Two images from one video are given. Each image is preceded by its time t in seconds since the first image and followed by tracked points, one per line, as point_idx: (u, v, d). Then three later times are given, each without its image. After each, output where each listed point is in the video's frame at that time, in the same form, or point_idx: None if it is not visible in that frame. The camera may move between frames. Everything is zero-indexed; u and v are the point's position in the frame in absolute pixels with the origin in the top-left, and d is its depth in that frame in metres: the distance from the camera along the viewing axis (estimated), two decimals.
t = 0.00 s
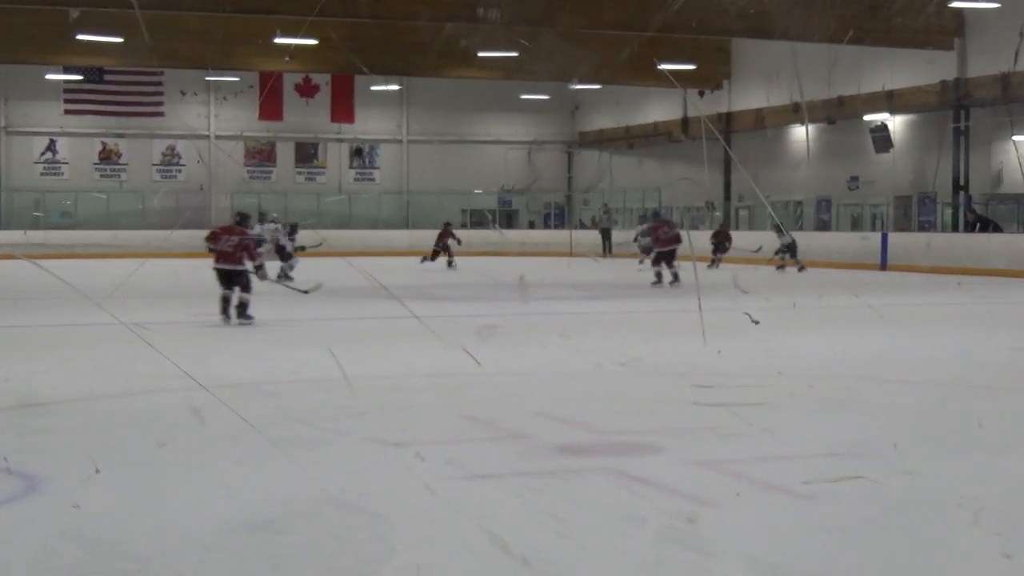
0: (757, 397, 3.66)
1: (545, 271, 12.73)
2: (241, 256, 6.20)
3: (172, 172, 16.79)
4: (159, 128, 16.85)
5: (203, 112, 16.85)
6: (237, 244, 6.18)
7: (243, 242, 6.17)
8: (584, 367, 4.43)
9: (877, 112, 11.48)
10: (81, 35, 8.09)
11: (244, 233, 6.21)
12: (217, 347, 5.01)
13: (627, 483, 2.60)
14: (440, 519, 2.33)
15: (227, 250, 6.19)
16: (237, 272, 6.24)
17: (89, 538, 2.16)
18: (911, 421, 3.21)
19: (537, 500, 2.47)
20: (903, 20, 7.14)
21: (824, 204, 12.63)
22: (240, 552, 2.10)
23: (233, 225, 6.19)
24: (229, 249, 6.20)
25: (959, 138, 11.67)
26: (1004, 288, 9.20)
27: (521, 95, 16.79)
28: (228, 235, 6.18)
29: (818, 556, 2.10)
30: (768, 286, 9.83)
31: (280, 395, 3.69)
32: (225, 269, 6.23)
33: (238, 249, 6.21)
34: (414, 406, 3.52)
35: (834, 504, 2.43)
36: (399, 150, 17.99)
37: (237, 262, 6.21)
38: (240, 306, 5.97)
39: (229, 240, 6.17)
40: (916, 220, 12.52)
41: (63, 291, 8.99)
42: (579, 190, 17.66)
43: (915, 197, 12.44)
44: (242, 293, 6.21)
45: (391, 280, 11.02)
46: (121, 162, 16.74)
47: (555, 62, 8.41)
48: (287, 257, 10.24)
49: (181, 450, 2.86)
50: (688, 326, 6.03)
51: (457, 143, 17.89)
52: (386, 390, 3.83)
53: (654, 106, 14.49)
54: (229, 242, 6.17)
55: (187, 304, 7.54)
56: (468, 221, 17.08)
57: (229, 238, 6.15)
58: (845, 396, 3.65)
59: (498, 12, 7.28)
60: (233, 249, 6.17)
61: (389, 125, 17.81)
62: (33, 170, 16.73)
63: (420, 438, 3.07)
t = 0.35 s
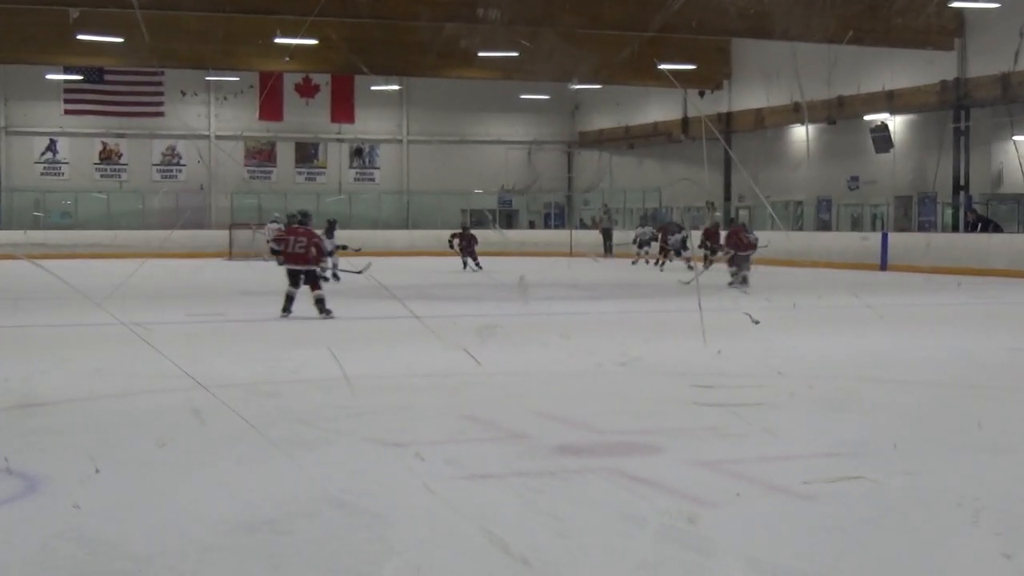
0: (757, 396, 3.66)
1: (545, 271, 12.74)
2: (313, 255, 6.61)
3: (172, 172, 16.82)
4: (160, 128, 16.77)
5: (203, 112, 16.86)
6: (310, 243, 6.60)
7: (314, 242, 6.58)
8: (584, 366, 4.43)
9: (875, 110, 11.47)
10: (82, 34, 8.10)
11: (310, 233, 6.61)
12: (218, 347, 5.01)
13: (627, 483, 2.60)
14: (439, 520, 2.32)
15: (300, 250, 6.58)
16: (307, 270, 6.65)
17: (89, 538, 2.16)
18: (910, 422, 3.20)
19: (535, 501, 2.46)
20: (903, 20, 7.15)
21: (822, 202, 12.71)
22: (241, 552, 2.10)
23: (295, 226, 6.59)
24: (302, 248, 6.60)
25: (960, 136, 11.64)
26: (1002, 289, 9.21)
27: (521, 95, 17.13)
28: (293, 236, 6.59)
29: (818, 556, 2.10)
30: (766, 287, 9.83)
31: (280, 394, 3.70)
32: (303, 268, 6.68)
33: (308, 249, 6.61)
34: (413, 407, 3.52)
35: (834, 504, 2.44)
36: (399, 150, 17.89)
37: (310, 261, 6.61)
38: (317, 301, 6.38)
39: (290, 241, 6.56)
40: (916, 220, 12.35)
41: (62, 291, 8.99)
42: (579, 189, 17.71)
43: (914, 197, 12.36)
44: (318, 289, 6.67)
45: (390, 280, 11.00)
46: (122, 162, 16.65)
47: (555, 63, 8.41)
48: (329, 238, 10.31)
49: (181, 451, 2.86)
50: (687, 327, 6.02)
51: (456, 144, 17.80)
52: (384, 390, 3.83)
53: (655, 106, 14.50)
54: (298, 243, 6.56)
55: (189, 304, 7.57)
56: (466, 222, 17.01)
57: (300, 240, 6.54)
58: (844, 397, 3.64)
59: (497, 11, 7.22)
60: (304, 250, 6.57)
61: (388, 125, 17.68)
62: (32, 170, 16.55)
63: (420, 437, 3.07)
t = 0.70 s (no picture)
0: (755, 396, 3.66)
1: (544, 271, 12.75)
2: (372, 256, 6.81)
3: (172, 172, 16.82)
4: (160, 129, 16.83)
5: (202, 113, 16.93)
6: (370, 244, 6.76)
7: (373, 243, 6.74)
8: (583, 367, 4.43)
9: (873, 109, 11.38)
10: (81, 35, 8.11)
11: (369, 234, 6.78)
12: (218, 346, 5.02)
13: (626, 483, 2.60)
14: (438, 521, 2.32)
15: (362, 250, 6.73)
16: (368, 269, 6.86)
17: (88, 538, 2.16)
18: (909, 422, 3.20)
19: (533, 501, 2.46)
20: (902, 20, 7.15)
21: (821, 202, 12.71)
22: (240, 552, 2.10)
23: (358, 226, 6.80)
24: (365, 248, 6.75)
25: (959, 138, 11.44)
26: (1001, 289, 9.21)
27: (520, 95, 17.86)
28: (353, 237, 6.77)
29: (817, 556, 2.10)
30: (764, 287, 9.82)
31: (278, 394, 3.70)
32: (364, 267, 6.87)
33: (366, 250, 6.79)
34: (411, 407, 3.52)
35: (834, 504, 2.43)
36: (398, 151, 17.84)
37: (372, 260, 6.82)
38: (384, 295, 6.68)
39: (350, 241, 6.75)
40: (914, 220, 12.39)
41: (60, 291, 8.98)
42: (576, 189, 17.85)
43: (914, 198, 12.28)
44: (381, 287, 6.92)
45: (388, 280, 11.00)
46: (121, 162, 16.66)
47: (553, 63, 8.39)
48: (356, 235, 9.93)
49: (179, 450, 2.86)
50: (685, 326, 6.03)
51: (455, 144, 17.99)
52: (383, 390, 3.84)
53: (654, 107, 14.88)
54: (358, 244, 6.75)
55: (188, 304, 7.60)
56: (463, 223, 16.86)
57: (360, 240, 6.74)
58: (843, 397, 3.64)
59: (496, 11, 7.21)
60: (363, 251, 6.77)
61: (387, 124, 17.65)
62: (31, 171, 16.44)
63: (419, 438, 3.07)
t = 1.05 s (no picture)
0: (749, 396, 3.67)
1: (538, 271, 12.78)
2: (438, 256, 7.20)
3: (164, 173, 16.56)
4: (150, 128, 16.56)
5: (195, 113, 16.67)
6: (436, 244, 7.19)
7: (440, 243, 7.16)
8: (575, 367, 4.44)
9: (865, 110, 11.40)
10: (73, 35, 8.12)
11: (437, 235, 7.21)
12: (210, 346, 5.04)
13: (618, 484, 2.60)
14: (431, 521, 2.32)
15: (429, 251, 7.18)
16: (435, 270, 7.23)
17: (81, 538, 2.16)
18: (902, 423, 3.21)
19: (526, 501, 2.47)
20: (897, 20, 7.17)
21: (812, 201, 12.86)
22: (234, 552, 2.10)
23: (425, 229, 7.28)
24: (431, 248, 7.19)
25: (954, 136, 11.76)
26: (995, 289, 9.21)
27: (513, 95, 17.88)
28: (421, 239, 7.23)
29: (809, 556, 2.10)
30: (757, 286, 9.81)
31: (272, 394, 3.71)
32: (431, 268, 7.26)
33: (434, 251, 7.19)
34: (404, 407, 3.52)
35: (826, 504, 2.44)
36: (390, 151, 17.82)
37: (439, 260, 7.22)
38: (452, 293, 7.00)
39: (418, 243, 7.21)
40: (907, 221, 12.23)
41: (52, 292, 8.98)
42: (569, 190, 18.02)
43: (907, 198, 12.18)
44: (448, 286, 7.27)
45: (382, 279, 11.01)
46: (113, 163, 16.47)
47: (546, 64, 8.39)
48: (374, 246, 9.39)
49: (173, 450, 2.87)
50: (677, 327, 6.05)
51: (448, 144, 17.94)
52: (376, 390, 3.85)
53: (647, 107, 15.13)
54: (426, 245, 7.18)
55: (181, 304, 7.59)
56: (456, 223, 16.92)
57: (427, 242, 7.16)
58: (836, 397, 3.64)
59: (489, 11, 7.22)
60: (430, 251, 7.17)
61: (380, 124, 17.66)
62: (22, 171, 16.36)
63: (412, 438, 3.07)
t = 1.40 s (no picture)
0: (677, 392, 3.69)
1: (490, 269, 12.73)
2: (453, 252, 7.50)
3: (83, 170, 16.67)
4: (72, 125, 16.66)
5: (115, 110, 16.84)
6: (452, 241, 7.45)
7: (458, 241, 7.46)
8: (505, 364, 4.45)
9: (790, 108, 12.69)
10: None
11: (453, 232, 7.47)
12: (133, 348, 4.95)
13: (549, 481, 2.61)
14: (361, 520, 2.31)
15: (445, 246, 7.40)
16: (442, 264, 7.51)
17: None
18: (831, 417, 3.25)
19: (456, 500, 2.46)
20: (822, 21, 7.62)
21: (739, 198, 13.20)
22: (160, 553, 2.08)
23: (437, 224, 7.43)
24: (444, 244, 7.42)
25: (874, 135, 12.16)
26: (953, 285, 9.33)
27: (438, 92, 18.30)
28: (437, 233, 7.39)
29: (737, 550, 2.12)
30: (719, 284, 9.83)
31: (200, 395, 3.67)
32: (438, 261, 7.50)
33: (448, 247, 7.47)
34: (331, 406, 3.51)
35: (754, 499, 2.45)
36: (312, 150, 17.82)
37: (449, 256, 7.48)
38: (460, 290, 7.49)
39: (435, 237, 7.37)
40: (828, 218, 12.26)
41: None
42: (495, 189, 18.44)
43: (827, 195, 12.31)
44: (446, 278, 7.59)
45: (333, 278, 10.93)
46: (33, 160, 16.39)
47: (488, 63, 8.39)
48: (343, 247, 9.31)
49: (100, 454, 2.82)
50: (608, 323, 6.08)
51: (375, 143, 18.11)
52: (300, 389, 3.82)
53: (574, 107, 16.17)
54: (443, 241, 7.40)
55: (114, 304, 7.49)
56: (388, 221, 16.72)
57: (449, 238, 7.39)
58: (763, 392, 3.68)
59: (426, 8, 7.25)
60: (449, 247, 7.43)
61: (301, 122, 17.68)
62: None
63: (340, 438, 3.06)
